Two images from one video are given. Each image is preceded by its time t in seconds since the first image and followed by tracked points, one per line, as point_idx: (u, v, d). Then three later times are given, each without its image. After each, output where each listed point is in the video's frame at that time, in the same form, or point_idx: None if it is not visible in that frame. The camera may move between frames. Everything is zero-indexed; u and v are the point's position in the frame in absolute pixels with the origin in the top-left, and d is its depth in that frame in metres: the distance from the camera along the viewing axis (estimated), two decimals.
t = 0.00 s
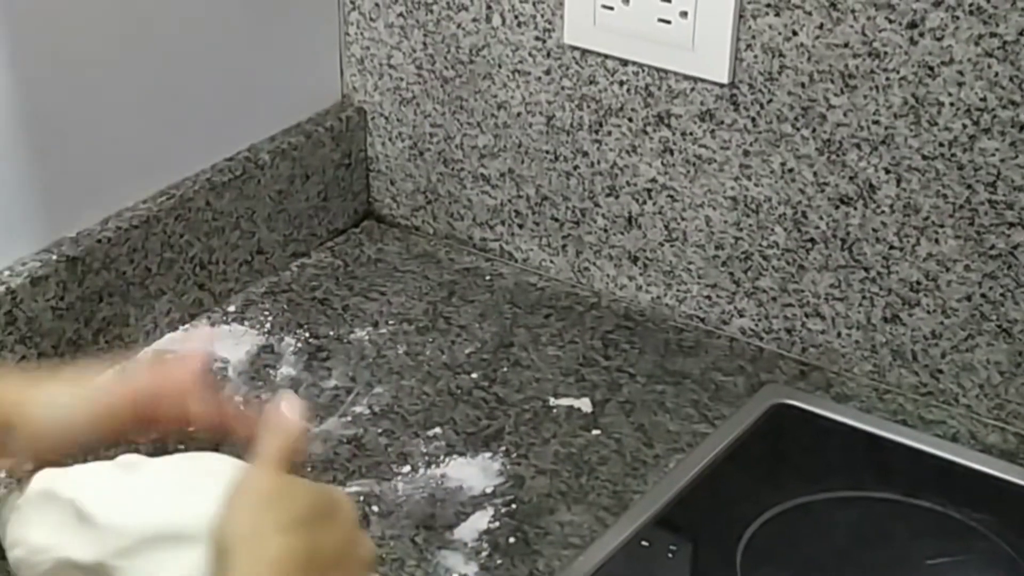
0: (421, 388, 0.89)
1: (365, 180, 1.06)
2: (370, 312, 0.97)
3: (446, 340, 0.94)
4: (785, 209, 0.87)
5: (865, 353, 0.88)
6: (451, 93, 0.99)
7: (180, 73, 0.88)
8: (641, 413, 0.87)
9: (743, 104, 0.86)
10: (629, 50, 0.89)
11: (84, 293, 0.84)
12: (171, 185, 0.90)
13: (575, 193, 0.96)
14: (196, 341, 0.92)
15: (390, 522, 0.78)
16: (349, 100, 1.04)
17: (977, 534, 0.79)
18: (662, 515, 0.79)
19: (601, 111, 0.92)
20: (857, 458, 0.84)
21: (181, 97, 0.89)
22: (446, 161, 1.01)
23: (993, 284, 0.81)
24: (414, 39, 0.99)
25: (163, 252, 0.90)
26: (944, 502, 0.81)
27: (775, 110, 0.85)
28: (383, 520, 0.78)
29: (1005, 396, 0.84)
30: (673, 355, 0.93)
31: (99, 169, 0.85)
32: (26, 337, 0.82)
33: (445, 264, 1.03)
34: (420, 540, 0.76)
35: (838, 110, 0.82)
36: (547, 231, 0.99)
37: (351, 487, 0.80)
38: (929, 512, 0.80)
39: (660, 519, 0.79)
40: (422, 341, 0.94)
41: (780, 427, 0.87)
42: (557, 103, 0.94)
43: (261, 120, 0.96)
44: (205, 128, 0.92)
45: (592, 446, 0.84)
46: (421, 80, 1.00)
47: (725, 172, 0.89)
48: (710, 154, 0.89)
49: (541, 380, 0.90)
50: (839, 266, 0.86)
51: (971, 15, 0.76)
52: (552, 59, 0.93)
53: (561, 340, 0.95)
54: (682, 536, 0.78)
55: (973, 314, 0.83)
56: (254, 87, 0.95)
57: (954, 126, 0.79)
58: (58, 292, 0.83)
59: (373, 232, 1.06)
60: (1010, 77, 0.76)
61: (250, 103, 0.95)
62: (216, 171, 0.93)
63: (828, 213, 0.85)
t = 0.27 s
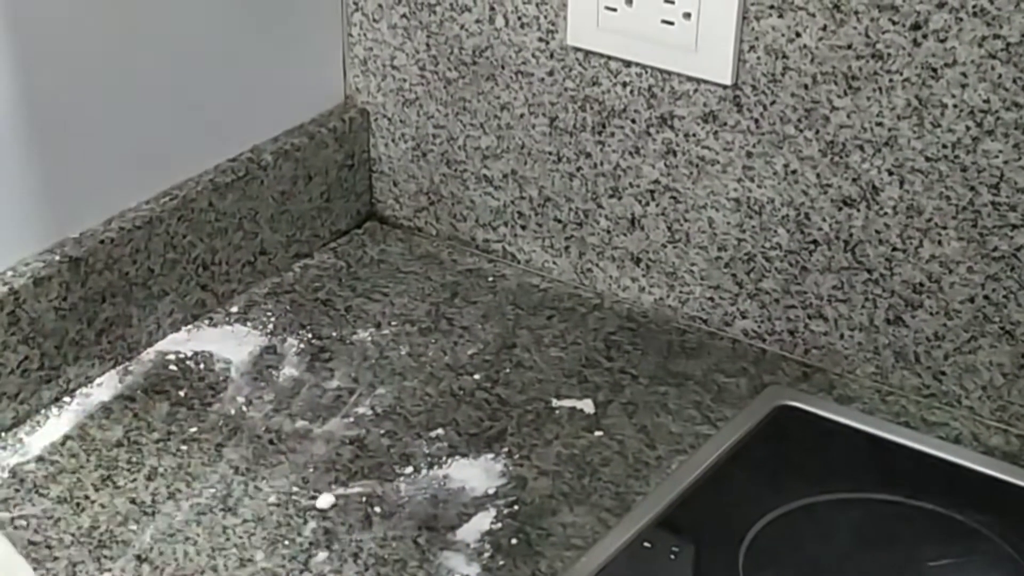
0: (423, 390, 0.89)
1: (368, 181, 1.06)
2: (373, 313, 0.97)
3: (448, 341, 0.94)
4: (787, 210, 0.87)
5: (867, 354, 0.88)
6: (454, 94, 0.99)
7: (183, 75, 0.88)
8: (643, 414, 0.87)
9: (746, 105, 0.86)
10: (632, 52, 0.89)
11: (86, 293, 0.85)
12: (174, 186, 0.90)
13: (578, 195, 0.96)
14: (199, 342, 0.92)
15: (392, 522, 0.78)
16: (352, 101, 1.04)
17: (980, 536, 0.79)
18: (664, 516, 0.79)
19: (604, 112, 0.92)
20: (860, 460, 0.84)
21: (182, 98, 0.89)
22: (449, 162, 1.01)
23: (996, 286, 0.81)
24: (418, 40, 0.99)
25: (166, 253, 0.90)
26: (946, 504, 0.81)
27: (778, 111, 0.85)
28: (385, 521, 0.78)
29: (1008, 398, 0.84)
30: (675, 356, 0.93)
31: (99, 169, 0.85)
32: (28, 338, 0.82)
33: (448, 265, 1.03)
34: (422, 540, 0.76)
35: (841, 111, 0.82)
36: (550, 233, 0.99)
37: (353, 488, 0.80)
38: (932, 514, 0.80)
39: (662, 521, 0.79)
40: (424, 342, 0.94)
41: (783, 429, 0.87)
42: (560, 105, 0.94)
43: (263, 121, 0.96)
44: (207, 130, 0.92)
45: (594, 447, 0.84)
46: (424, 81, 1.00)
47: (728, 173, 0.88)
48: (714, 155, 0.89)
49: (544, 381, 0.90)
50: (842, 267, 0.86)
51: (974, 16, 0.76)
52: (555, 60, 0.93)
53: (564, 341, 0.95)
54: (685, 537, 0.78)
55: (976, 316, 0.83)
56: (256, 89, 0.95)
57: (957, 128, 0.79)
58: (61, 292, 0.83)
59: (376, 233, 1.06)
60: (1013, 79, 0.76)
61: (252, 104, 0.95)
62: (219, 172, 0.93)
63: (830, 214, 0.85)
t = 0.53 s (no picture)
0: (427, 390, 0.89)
1: (372, 182, 1.06)
2: (377, 313, 0.97)
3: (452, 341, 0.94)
4: (792, 211, 0.87)
5: (872, 356, 0.88)
6: (459, 94, 0.99)
7: (187, 75, 0.88)
8: (647, 415, 0.87)
9: (751, 106, 0.86)
10: (637, 52, 0.89)
11: (91, 293, 0.85)
12: (178, 186, 0.90)
13: (582, 195, 0.96)
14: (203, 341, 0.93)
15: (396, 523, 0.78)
16: (356, 101, 1.04)
17: (984, 538, 0.79)
18: (669, 517, 0.79)
19: (609, 113, 0.92)
20: (865, 462, 0.84)
21: (185, 97, 0.89)
22: (454, 162, 1.01)
23: (1001, 288, 0.81)
24: (422, 40, 0.99)
25: (171, 252, 0.90)
26: (951, 506, 0.81)
27: (783, 112, 0.85)
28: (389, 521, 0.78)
29: (1012, 400, 0.84)
30: (679, 357, 0.93)
31: (101, 169, 0.85)
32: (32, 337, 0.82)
33: (452, 265, 1.03)
34: (426, 541, 0.77)
35: (846, 112, 0.82)
36: (554, 233, 0.99)
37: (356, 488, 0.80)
38: (936, 516, 0.80)
39: (667, 521, 0.79)
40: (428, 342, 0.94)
41: (788, 430, 0.86)
42: (565, 105, 0.94)
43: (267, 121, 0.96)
44: (211, 130, 0.92)
45: (598, 448, 0.84)
46: (428, 81, 1.00)
47: (733, 174, 0.88)
48: (718, 156, 0.89)
49: (548, 382, 0.90)
50: (846, 268, 0.86)
51: (980, 18, 0.76)
52: (560, 60, 0.93)
53: (568, 342, 0.95)
54: (689, 538, 0.78)
55: (981, 317, 0.83)
56: (260, 89, 0.95)
57: (962, 130, 0.79)
58: (66, 291, 0.83)
59: (380, 233, 1.06)
60: (1019, 81, 0.76)
61: (256, 104, 0.95)
62: (224, 171, 0.93)
63: (835, 215, 0.85)
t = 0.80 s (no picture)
0: (429, 389, 0.89)
1: (373, 181, 1.06)
2: (378, 312, 0.97)
3: (454, 340, 0.94)
4: (793, 210, 0.87)
5: (873, 355, 0.88)
6: (460, 94, 0.99)
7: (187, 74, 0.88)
8: (648, 414, 0.87)
9: (752, 105, 0.86)
10: (638, 52, 0.89)
11: (92, 293, 0.85)
12: (180, 185, 0.90)
13: (584, 194, 0.96)
14: (205, 341, 0.92)
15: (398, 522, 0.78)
16: (358, 101, 1.04)
17: (985, 537, 0.79)
18: (670, 516, 0.79)
19: (610, 112, 0.92)
20: (866, 461, 0.84)
21: (185, 96, 0.89)
22: (455, 161, 1.01)
23: (1002, 287, 0.81)
24: (423, 40, 0.99)
25: (172, 252, 0.90)
26: (952, 505, 0.81)
27: (784, 112, 0.85)
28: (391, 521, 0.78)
29: (1013, 399, 0.84)
30: (681, 356, 0.93)
31: (102, 169, 0.84)
32: (34, 337, 0.82)
33: (453, 265, 1.03)
34: (427, 541, 0.77)
35: (848, 111, 0.82)
36: (555, 233, 0.99)
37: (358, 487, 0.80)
38: (938, 515, 0.80)
39: (668, 521, 0.79)
40: (430, 341, 0.94)
41: (789, 430, 0.86)
42: (566, 105, 0.94)
43: (268, 121, 0.96)
44: (211, 130, 0.92)
45: (600, 447, 0.84)
46: (430, 81, 1.00)
47: (734, 173, 0.88)
48: (719, 155, 0.88)
49: (549, 381, 0.90)
50: (848, 268, 0.86)
51: (981, 17, 0.76)
52: (561, 60, 0.93)
53: (570, 341, 0.95)
54: (690, 538, 0.78)
55: (982, 317, 0.83)
56: (261, 89, 0.95)
57: (963, 129, 0.79)
58: (67, 291, 0.83)
59: (382, 232, 1.06)
60: (1020, 80, 0.76)
61: (257, 104, 0.95)
62: (225, 171, 0.93)
63: (837, 215, 0.85)
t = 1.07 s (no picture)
0: (430, 388, 0.89)
1: (374, 181, 1.06)
2: (379, 312, 0.97)
3: (454, 340, 0.94)
4: (794, 210, 0.87)
5: (874, 355, 0.88)
6: (461, 93, 0.99)
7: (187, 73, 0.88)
8: (649, 414, 0.87)
9: (753, 105, 0.86)
10: (639, 52, 0.89)
11: (93, 292, 0.85)
12: (181, 184, 0.90)
13: (584, 194, 0.96)
14: (205, 341, 0.93)
15: (398, 522, 0.78)
16: (359, 101, 1.04)
17: (986, 537, 0.78)
18: (671, 516, 0.79)
19: (611, 112, 0.92)
20: (867, 461, 0.84)
21: (185, 94, 0.89)
22: (456, 161, 1.01)
23: (1003, 287, 0.81)
24: (424, 39, 0.99)
25: (173, 251, 0.90)
26: (953, 505, 0.81)
27: (785, 112, 0.85)
28: (391, 521, 0.78)
29: (1014, 399, 0.84)
30: (682, 357, 0.93)
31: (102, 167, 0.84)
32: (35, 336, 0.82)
33: (454, 265, 1.03)
34: (428, 540, 0.76)
35: (849, 111, 0.82)
36: (556, 232, 0.99)
37: (359, 487, 0.80)
38: (938, 515, 0.80)
39: (669, 521, 0.79)
40: (430, 341, 0.94)
41: (791, 430, 0.86)
42: (567, 105, 0.94)
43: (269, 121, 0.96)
44: (212, 129, 0.92)
45: (601, 447, 0.84)
46: (430, 81, 1.00)
47: (735, 173, 0.88)
48: (720, 155, 0.88)
49: (550, 381, 0.90)
50: (849, 268, 0.86)
51: (982, 17, 0.76)
52: (562, 59, 0.93)
53: (570, 341, 0.94)
54: (691, 537, 0.78)
55: (983, 317, 0.83)
56: (262, 88, 0.95)
57: (964, 129, 0.79)
58: (68, 290, 0.83)
59: (382, 232, 1.06)
60: (1021, 80, 0.76)
61: (257, 104, 0.95)
62: (225, 170, 0.93)
63: (838, 215, 0.85)
